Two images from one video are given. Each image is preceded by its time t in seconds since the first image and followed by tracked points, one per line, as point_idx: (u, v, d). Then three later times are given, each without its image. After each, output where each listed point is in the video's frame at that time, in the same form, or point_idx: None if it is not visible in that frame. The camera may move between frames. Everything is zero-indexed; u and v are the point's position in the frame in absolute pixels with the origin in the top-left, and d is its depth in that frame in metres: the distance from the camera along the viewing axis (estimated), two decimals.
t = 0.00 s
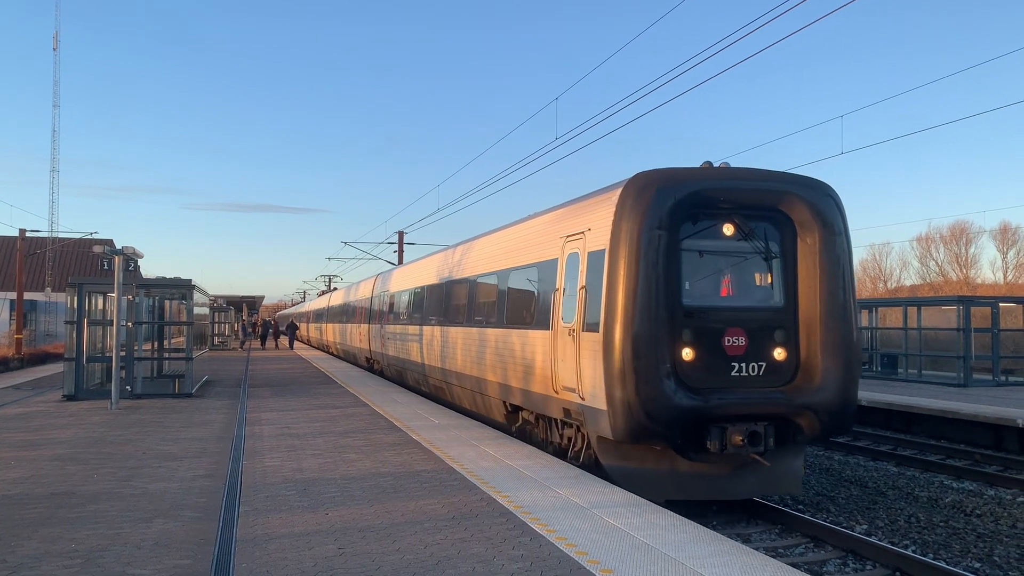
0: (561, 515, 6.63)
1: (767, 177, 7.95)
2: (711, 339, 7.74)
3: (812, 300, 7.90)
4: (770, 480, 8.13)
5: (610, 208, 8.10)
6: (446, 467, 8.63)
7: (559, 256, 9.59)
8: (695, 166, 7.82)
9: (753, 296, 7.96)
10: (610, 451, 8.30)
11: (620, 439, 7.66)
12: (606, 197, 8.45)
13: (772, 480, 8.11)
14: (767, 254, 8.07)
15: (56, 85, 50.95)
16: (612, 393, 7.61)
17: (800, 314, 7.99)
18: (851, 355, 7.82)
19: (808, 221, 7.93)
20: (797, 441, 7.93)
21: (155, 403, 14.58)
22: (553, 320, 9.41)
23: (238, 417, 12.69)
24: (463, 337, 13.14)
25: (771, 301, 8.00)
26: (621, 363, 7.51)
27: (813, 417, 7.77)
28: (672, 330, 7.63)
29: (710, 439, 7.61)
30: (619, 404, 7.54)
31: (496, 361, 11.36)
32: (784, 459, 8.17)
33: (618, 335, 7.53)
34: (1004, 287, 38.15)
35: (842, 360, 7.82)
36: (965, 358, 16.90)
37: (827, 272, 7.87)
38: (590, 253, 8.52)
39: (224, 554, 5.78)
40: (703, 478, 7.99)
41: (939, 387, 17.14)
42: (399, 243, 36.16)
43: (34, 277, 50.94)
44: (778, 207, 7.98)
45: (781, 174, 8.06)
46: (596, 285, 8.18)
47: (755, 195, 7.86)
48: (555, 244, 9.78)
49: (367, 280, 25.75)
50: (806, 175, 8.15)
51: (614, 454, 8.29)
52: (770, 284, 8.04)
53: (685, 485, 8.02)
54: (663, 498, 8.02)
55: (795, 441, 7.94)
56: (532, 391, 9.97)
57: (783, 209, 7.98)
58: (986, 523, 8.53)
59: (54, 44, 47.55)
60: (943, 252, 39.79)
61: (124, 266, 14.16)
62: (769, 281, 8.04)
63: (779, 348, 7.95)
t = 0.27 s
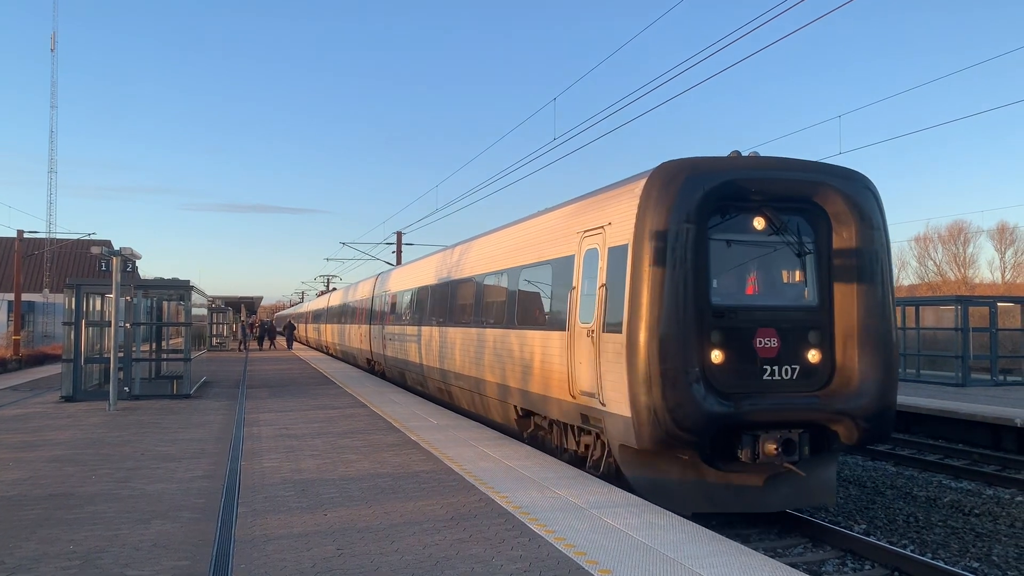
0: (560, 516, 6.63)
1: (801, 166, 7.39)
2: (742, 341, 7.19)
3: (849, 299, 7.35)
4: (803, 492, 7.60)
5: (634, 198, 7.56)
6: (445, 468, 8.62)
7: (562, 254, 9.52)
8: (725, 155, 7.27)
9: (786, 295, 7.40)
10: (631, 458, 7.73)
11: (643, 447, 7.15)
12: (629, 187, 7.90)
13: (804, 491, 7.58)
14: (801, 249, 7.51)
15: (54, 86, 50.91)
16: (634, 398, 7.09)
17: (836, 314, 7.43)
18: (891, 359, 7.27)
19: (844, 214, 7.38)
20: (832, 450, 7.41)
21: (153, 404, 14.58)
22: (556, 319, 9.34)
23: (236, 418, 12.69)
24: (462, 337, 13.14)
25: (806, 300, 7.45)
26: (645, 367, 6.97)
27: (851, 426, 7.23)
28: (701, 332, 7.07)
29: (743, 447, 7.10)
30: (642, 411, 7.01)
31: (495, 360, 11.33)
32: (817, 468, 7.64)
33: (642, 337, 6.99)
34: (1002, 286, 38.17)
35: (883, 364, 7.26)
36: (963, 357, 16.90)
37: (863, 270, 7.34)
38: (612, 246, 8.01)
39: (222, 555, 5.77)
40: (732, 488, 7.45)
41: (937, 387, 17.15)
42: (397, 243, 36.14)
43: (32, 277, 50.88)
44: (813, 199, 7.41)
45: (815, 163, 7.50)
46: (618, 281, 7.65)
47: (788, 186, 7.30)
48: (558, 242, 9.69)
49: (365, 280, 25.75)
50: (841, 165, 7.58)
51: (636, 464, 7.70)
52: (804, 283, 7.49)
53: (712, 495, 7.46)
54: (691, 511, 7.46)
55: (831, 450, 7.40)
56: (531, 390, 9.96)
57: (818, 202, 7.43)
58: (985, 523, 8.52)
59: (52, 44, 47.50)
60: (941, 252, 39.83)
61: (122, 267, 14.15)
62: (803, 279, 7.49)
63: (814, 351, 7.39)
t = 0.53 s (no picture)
0: (560, 517, 6.62)
1: (840, 156, 7.06)
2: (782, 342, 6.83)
3: (892, 297, 7.03)
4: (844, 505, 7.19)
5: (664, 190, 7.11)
6: (444, 469, 8.62)
7: (563, 254, 9.47)
8: (760, 143, 6.91)
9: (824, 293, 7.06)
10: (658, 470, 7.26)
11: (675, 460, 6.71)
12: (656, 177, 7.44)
13: (845, 505, 7.17)
14: (839, 244, 7.18)
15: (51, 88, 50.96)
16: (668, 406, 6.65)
17: (877, 312, 7.11)
18: (936, 360, 6.96)
19: (886, 206, 7.07)
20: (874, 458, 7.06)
21: (152, 405, 14.58)
22: (557, 319, 9.31)
23: (235, 420, 12.69)
24: (461, 338, 13.14)
25: (846, 298, 7.11)
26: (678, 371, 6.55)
27: (894, 432, 6.90)
28: (739, 333, 6.71)
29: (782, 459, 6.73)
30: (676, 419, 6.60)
31: (495, 363, 11.32)
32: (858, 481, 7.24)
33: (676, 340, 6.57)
34: (1001, 287, 38.18)
35: (927, 365, 6.95)
36: (963, 358, 16.89)
37: (908, 265, 7.01)
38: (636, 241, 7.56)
39: (222, 557, 5.77)
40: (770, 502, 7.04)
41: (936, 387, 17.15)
42: (396, 244, 36.14)
43: (30, 279, 50.85)
44: (854, 190, 7.09)
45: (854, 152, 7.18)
46: (645, 280, 7.16)
47: (828, 177, 6.97)
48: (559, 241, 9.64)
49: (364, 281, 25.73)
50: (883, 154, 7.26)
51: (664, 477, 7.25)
52: (843, 280, 7.15)
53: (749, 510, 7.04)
54: (725, 528, 7.04)
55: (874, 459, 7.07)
56: (530, 392, 9.96)
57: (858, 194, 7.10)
58: (984, 523, 8.52)
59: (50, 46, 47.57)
60: (939, 252, 39.85)
61: (120, 269, 14.14)
62: (842, 276, 7.15)
63: (855, 352, 7.04)
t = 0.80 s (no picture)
0: (560, 519, 6.62)
1: (893, 141, 6.43)
2: (829, 345, 6.23)
3: (948, 296, 6.40)
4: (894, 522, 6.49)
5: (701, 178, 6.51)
6: (443, 470, 8.63)
7: (563, 255, 9.45)
8: (806, 127, 6.32)
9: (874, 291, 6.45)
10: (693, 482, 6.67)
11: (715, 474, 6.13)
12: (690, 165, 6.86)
13: (896, 522, 6.47)
14: (889, 237, 6.57)
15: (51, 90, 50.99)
16: (711, 417, 6.04)
17: (931, 312, 6.50)
18: (997, 365, 6.32)
19: (942, 197, 6.42)
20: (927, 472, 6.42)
21: (152, 407, 14.59)
22: (557, 320, 9.31)
23: (235, 422, 12.70)
24: (460, 339, 13.15)
25: (897, 297, 6.50)
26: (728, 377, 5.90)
27: (952, 444, 6.27)
28: (782, 335, 6.11)
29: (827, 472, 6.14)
30: (716, 429, 6.02)
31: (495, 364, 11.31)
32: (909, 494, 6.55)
33: (716, 342, 5.98)
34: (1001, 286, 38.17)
35: (988, 371, 6.31)
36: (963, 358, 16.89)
37: (966, 261, 6.38)
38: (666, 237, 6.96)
39: (221, 559, 5.77)
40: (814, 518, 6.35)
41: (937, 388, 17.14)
42: (396, 246, 36.15)
43: (30, 282, 50.86)
44: (906, 178, 6.47)
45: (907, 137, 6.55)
46: (680, 276, 6.58)
47: (879, 164, 6.35)
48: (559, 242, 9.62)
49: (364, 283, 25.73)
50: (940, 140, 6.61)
51: (699, 491, 6.63)
52: (894, 277, 6.54)
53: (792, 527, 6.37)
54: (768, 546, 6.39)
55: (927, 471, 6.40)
56: (530, 393, 9.96)
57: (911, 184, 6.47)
58: (984, 523, 8.53)
59: (49, 49, 47.59)
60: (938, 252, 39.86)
61: (120, 271, 14.14)
62: (892, 272, 6.53)
63: (907, 356, 6.42)
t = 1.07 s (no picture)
0: (561, 520, 6.61)
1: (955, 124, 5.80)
2: (889, 348, 5.60)
3: (1016, 294, 5.76)
4: (960, 541, 5.93)
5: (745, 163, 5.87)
6: (443, 471, 8.64)
7: (563, 257, 9.43)
8: (860, 108, 5.72)
9: (936, 288, 5.81)
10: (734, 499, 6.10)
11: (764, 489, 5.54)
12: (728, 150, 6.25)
13: (960, 540, 5.92)
14: (952, 229, 5.92)
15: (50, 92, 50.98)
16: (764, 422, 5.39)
17: (999, 311, 5.83)
18: None
19: (1009, 183, 5.78)
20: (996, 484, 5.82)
21: (152, 409, 14.59)
22: (557, 322, 9.30)
23: (234, 423, 12.70)
24: (460, 340, 13.14)
25: (961, 295, 5.85)
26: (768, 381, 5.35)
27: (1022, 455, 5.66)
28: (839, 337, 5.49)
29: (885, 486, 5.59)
30: (766, 440, 5.41)
31: (494, 364, 11.33)
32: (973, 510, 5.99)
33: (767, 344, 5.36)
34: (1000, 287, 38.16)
35: None
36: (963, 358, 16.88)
37: None
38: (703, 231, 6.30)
39: (221, 560, 5.77)
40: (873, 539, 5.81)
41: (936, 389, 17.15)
42: (395, 247, 36.17)
43: (29, 284, 50.88)
44: (970, 163, 5.83)
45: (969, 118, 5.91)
46: (721, 273, 5.95)
47: (940, 148, 5.73)
48: (560, 243, 9.60)
49: (364, 284, 25.75)
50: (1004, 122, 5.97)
51: (745, 509, 6.09)
52: (957, 271, 5.89)
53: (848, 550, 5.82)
54: (822, 571, 5.82)
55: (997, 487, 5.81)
56: (530, 393, 9.96)
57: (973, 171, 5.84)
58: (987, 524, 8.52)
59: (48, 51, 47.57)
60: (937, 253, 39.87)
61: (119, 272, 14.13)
62: (956, 267, 5.89)
63: (975, 360, 5.76)
